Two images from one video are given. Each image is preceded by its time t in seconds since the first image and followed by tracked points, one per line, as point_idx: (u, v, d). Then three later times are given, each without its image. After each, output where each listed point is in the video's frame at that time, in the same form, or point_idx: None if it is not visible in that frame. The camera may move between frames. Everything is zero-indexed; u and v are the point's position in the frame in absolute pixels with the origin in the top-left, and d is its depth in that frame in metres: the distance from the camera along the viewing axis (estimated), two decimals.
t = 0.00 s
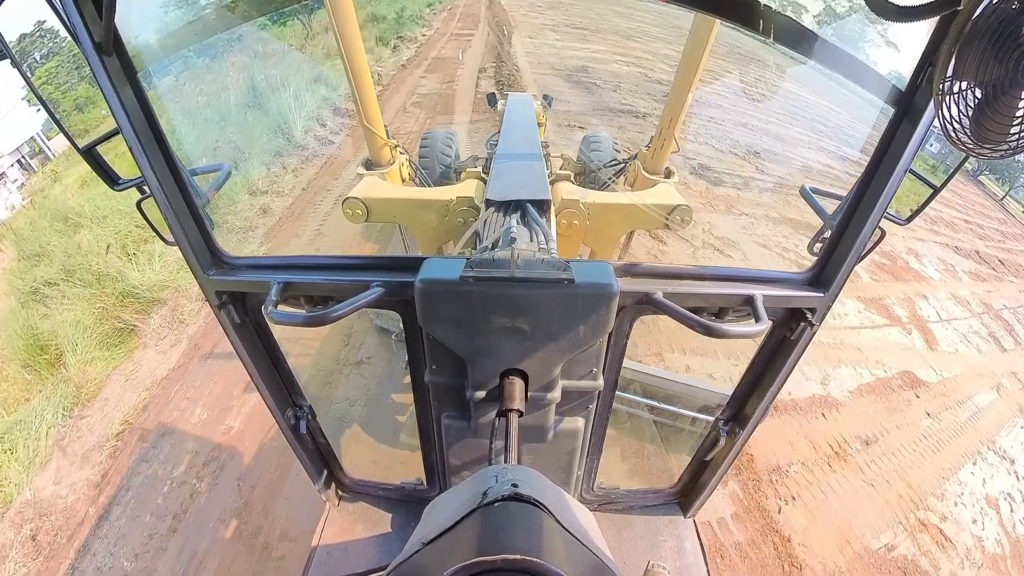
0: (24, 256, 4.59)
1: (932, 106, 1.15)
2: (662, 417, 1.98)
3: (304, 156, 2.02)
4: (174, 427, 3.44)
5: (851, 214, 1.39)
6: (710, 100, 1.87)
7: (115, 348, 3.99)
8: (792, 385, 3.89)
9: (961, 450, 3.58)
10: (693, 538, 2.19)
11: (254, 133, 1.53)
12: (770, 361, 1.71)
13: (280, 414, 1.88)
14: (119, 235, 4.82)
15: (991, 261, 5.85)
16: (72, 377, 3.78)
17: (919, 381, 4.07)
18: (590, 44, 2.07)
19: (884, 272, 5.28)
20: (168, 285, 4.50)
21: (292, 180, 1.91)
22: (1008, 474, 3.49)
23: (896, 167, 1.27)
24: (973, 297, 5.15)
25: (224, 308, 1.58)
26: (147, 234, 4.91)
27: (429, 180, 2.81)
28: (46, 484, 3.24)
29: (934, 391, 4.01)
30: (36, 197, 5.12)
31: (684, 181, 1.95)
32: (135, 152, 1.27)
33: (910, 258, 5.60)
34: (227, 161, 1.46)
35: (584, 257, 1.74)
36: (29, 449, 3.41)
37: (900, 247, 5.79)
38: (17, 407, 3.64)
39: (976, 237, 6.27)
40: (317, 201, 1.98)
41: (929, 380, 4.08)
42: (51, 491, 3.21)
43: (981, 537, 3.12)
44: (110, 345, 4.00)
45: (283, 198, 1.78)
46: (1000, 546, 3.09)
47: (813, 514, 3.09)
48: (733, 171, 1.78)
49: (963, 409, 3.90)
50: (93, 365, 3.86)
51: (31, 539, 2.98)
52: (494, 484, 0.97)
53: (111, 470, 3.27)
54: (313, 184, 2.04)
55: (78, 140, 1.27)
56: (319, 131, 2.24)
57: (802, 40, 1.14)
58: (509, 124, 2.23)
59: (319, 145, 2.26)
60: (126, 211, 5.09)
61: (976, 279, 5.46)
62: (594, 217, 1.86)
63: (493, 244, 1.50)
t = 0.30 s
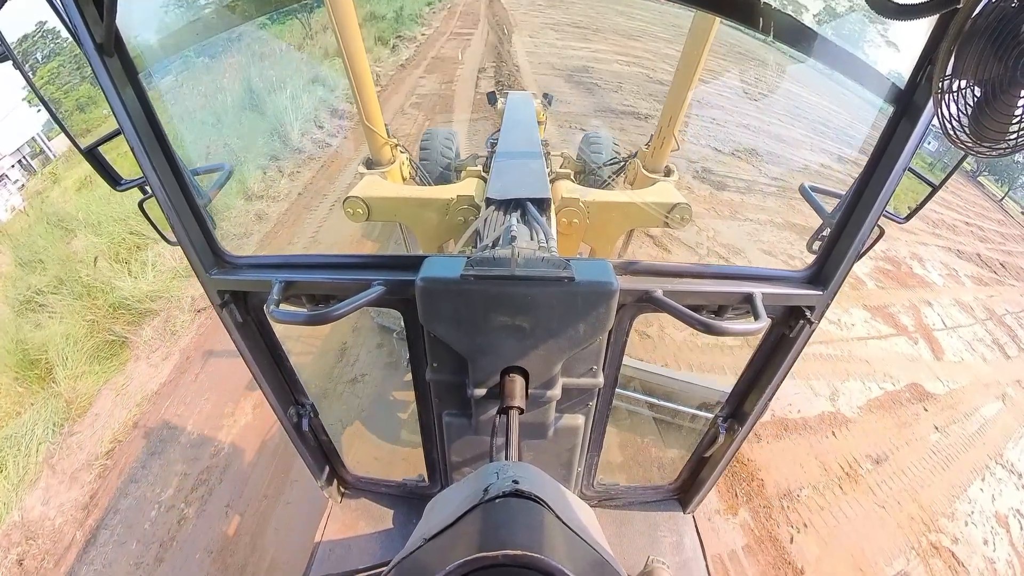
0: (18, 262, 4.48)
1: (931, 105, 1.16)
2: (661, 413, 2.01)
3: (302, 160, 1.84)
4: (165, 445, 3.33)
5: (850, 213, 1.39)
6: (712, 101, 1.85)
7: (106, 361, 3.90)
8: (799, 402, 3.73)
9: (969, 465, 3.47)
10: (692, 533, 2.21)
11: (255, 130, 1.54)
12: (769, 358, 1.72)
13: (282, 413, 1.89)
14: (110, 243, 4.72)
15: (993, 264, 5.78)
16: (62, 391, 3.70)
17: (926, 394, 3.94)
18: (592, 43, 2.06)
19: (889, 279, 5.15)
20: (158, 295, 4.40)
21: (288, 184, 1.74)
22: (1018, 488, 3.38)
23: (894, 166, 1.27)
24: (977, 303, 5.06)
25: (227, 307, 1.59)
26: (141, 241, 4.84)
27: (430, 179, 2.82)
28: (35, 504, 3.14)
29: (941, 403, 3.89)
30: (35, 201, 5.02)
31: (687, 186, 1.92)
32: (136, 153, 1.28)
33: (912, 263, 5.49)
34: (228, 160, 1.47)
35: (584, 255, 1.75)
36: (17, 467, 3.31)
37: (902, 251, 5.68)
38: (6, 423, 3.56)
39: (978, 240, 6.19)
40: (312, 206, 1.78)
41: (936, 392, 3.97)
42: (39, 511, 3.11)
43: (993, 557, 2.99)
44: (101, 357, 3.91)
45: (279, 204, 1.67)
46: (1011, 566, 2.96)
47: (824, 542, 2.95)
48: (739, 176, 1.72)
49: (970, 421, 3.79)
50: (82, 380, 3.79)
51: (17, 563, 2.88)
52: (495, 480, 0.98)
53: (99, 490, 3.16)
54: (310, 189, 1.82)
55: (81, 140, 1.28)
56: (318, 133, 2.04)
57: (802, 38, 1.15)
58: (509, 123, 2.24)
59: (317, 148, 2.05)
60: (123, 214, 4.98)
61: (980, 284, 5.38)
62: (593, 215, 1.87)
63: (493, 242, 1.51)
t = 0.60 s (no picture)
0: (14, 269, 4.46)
1: (930, 105, 1.17)
2: (660, 410, 2.01)
3: (298, 163, 1.72)
4: (152, 467, 3.29)
5: (849, 211, 1.40)
6: (714, 101, 1.83)
7: (96, 376, 3.87)
8: (809, 421, 3.65)
9: (979, 483, 3.43)
10: (692, 529, 2.22)
11: (258, 129, 1.54)
12: (767, 356, 1.73)
13: (284, 410, 1.90)
14: (102, 251, 4.72)
15: (993, 267, 5.77)
16: (53, 408, 3.68)
17: (934, 408, 3.92)
18: (593, 42, 2.10)
19: (894, 286, 5.14)
20: (150, 308, 4.36)
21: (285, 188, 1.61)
22: None
23: (892, 165, 1.29)
24: (981, 309, 5.07)
25: (229, 306, 1.60)
26: (135, 249, 4.85)
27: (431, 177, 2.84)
28: (22, 526, 3.10)
29: (951, 417, 3.88)
30: (32, 205, 5.00)
31: (690, 192, 1.79)
32: (138, 153, 1.28)
33: (916, 269, 5.48)
34: (230, 160, 1.47)
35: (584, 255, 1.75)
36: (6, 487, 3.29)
37: (906, 256, 5.67)
38: None
39: (979, 243, 6.19)
40: (309, 212, 1.67)
41: (944, 405, 3.95)
42: (25, 533, 3.07)
43: None
44: (92, 372, 3.89)
45: (274, 208, 1.60)
46: None
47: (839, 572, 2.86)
48: (743, 180, 1.61)
49: (978, 434, 3.77)
50: (72, 397, 3.75)
51: None
52: (494, 478, 0.98)
53: (86, 514, 3.11)
54: (307, 194, 1.67)
55: (82, 140, 1.29)
56: (314, 136, 1.90)
57: (800, 38, 1.16)
58: (509, 122, 2.26)
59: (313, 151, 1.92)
60: (117, 221, 4.94)
61: (982, 288, 5.38)
62: (593, 214, 1.86)
63: (493, 241, 1.52)
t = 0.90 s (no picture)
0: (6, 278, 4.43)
1: (927, 106, 1.18)
2: (656, 407, 2.04)
3: (294, 167, 1.77)
4: (140, 488, 3.22)
5: (846, 211, 1.41)
6: (715, 102, 1.85)
7: (87, 391, 3.82)
8: (819, 441, 3.59)
9: (988, 500, 3.42)
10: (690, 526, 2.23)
11: (256, 130, 1.55)
12: (765, 354, 1.74)
13: (284, 409, 1.90)
14: (94, 259, 4.66)
15: (993, 271, 5.77)
16: (43, 424, 3.63)
17: (942, 421, 3.90)
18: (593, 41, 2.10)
19: (899, 293, 5.11)
20: (140, 319, 4.28)
21: (280, 194, 1.68)
22: None
23: (890, 165, 1.30)
24: (983, 315, 5.08)
25: (229, 305, 1.60)
26: (129, 255, 4.79)
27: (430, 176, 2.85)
28: (9, 548, 3.07)
29: (959, 430, 3.86)
30: (29, 208, 4.96)
31: (694, 196, 1.81)
32: (138, 152, 1.29)
33: (920, 274, 5.46)
34: (230, 160, 1.48)
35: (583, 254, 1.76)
36: None
37: (909, 261, 5.66)
38: None
39: (980, 246, 6.18)
40: (305, 217, 1.73)
41: (951, 419, 3.93)
42: (12, 556, 3.04)
43: None
44: (83, 386, 3.84)
45: (269, 215, 1.65)
46: None
47: None
48: (745, 184, 1.67)
49: (985, 448, 3.76)
50: (61, 413, 3.70)
51: None
52: (493, 475, 0.99)
53: (73, 537, 3.06)
54: (302, 200, 1.75)
55: (82, 140, 1.30)
56: (311, 139, 1.94)
57: (799, 38, 1.16)
58: (508, 121, 2.26)
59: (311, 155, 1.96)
60: (113, 227, 4.90)
61: (984, 293, 5.38)
62: (591, 213, 1.88)
63: (492, 240, 1.53)
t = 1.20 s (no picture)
0: None
1: (925, 105, 1.18)
2: (656, 405, 2.10)
3: (290, 173, 1.91)
4: (129, 511, 3.08)
5: (845, 210, 1.42)
6: (717, 103, 1.84)
7: (77, 406, 3.67)
8: (828, 463, 3.40)
9: (999, 519, 3.26)
10: (688, 522, 2.24)
11: (256, 129, 1.55)
12: (763, 352, 1.74)
13: (285, 407, 1.91)
14: (86, 270, 4.52)
15: (995, 274, 5.68)
16: (31, 442, 3.48)
17: (949, 435, 3.73)
18: (594, 40, 2.13)
19: (903, 300, 4.94)
20: (132, 332, 4.13)
21: (275, 199, 1.70)
22: None
23: (888, 164, 1.30)
24: (987, 321, 4.93)
25: (230, 304, 1.61)
26: (122, 265, 4.65)
27: (430, 175, 2.85)
28: None
29: (968, 445, 3.69)
30: (25, 212, 4.87)
31: (697, 202, 1.83)
32: (139, 151, 1.30)
33: (923, 280, 5.33)
34: (230, 159, 1.50)
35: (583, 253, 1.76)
36: None
37: (913, 266, 5.54)
38: None
39: (981, 248, 6.13)
40: (301, 223, 1.75)
41: (959, 433, 3.75)
42: None
43: None
44: (73, 403, 3.69)
45: (264, 221, 1.66)
46: None
47: None
48: (748, 187, 1.66)
49: (993, 462, 3.60)
50: (50, 431, 3.55)
51: None
52: (494, 472, 1.00)
53: (60, 562, 2.93)
54: (298, 206, 1.77)
55: (84, 140, 1.31)
56: (307, 142, 2.00)
57: (798, 37, 1.17)
58: (507, 119, 2.27)
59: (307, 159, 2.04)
60: (105, 236, 4.77)
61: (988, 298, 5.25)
62: (590, 212, 1.89)
63: (492, 239, 1.53)
